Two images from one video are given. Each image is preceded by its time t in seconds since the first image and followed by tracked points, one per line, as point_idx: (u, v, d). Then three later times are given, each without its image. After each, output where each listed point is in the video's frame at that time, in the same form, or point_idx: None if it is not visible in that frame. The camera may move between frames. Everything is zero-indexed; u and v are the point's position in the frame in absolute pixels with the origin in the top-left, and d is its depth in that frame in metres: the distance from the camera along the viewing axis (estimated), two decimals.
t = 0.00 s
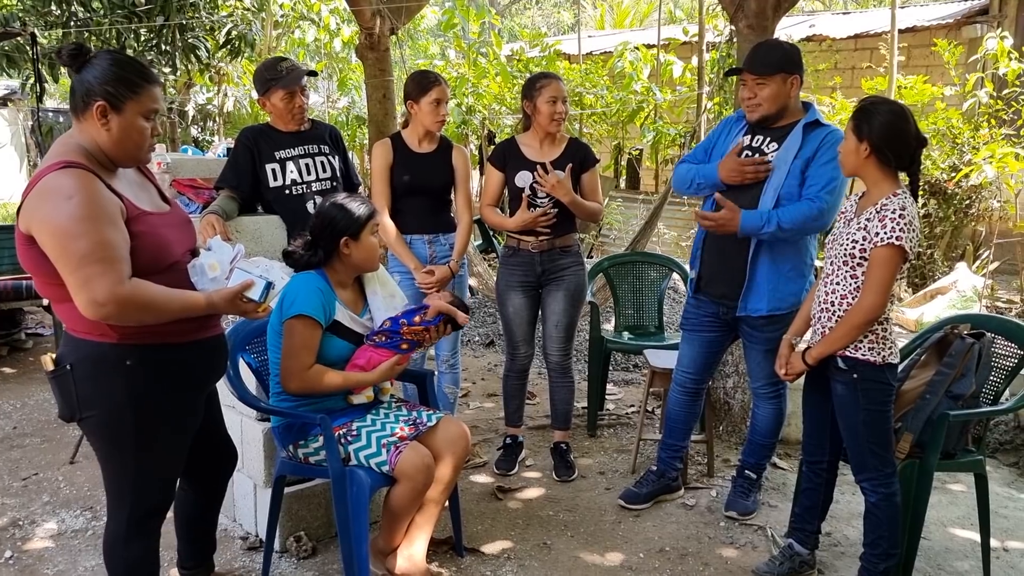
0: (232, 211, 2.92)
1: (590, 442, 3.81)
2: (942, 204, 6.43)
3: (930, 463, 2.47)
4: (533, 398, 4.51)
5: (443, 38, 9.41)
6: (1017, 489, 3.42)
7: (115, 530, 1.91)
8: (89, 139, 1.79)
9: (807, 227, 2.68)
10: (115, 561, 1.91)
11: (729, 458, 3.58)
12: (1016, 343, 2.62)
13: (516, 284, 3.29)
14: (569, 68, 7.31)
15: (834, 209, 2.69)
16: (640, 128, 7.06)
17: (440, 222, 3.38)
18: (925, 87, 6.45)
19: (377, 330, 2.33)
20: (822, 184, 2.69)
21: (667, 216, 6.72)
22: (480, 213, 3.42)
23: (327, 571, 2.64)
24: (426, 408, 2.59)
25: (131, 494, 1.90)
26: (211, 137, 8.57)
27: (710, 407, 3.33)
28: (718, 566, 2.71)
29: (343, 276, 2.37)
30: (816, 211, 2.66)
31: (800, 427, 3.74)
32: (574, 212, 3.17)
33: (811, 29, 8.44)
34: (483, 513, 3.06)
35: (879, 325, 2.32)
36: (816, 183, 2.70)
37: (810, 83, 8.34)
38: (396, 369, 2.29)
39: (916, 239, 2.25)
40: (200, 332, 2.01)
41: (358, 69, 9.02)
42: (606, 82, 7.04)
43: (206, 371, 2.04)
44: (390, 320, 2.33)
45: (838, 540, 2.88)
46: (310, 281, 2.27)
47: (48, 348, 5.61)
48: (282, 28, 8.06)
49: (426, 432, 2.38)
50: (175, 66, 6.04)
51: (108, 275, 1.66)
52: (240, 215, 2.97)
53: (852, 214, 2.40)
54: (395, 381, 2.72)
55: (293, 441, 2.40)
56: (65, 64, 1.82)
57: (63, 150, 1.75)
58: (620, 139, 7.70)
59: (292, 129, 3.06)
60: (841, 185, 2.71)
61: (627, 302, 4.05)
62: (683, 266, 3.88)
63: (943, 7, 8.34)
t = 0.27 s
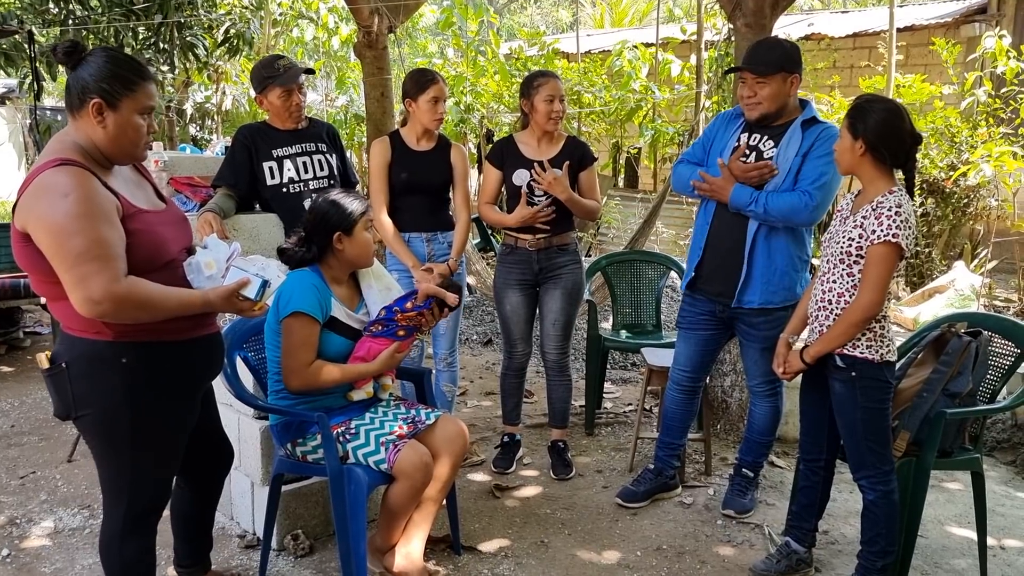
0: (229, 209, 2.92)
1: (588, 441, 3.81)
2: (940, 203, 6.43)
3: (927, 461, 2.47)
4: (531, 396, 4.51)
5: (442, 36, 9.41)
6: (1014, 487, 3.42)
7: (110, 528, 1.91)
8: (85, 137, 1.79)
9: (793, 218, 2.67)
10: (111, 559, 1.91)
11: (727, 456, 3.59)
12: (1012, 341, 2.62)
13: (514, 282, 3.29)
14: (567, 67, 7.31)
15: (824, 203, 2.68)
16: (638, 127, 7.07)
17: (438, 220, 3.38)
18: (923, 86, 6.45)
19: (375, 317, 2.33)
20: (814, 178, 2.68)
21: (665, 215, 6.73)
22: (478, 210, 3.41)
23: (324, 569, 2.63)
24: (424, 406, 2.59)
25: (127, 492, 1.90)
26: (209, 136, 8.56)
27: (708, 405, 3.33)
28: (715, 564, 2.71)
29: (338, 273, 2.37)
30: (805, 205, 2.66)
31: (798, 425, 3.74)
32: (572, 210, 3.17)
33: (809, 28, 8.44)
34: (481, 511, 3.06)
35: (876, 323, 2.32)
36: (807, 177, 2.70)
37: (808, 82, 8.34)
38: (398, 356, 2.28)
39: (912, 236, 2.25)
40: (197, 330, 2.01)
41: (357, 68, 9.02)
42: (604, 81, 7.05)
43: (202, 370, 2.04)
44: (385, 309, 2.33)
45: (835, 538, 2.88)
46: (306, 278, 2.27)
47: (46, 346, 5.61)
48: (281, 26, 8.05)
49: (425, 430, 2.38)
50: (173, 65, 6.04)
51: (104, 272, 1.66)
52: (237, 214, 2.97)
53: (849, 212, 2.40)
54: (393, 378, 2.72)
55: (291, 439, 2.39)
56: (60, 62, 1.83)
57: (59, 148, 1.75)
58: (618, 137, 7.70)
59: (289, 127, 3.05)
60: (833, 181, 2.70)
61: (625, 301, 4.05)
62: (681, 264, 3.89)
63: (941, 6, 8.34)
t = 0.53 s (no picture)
0: (228, 210, 2.91)
1: (587, 440, 3.81)
2: (940, 203, 6.44)
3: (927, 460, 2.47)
4: (530, 396, 4.51)
5: (441, 36, 9.41)
6: (1013, 487, 3.42)
7: (109, 528, 1.91)
8: (82, 137, 1.79)
9: (792, 218, 2.67)
10: (110, 560, 1.91)
11: (726, 456, 3.58)
12: (1012, 341, 2.62)
13: (513, 282, 3.29)
14: (566, 67, 7.31)
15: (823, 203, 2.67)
16: (638, 126, 7.07)
17: (438, 220, 3.38)
18: (922, 85, 6.45)
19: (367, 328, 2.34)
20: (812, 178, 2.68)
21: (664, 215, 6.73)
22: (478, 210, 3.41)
23: (324, 569, 2.63)
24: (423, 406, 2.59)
25: (125, 493, 1.89)
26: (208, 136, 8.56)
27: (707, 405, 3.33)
28: (715, 564, 2.71)
29: (335, 273, 2.37)
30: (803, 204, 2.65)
31: (797, 425, 3.74)
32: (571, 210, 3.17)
33: (808, 28, 8.44)
34: (481, 511, 3.06)
35: (876, 322, 2.32)
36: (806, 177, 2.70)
37: (807, 82, 8.34)
38: (390, 366, 2.30)
39: (911, 236, 2.24)
40: (195, 330, 2.01)
41: (356, 68, 9.02)
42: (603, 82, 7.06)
43: (200, 370, 2.04)
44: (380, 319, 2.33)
45: (835, 538, 2.88)
46: (302, 279, 2.27)
47: (45, 346, 5.61)
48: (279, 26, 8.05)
49: (423, 430, 2.38)
50: (172, 65, 6.03)
51: (102, 272, 1.65)
52: (236, 214, 2.96)
53: (847, 212, 2.40)
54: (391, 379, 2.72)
55: (289, 440, 2.39)
56: (56, 62, 1.83)
57: (57, 147, 1.75)
58: (617, 137, 7.70)
59: (289, 127, 3.05)
60: (832, 182, 2.70)
61: (624, 301, 4.05)
62: (680, 264, 3.88)
63: (940, 7, 8.35)
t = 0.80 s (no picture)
0: (227, 210, 2.91)
1: (586, 441, 3.81)
2: (939, 203, 6.44)
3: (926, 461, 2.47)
4: (529, 397, 4.50)
5: (440, 37, 9.41)
6: (1013, 487, 3.42)
7: (107, 529, 1.91)
8: (78, 137, 1.79)
9: (790, 218, 2.67)
10: (108, 560, 1.90)
11: (726, 457, 3.58)
12: (1011, 341, 2.62)
13: (512, 283, 3.29)
14: (565, 68, 7.32)
15: (819, 203, 2.67)
16: (637, 127, 7.07)
17: (437, 221, 3.38)
18: (921, 87, 6.46)
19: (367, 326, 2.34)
20: (809, 178, 2.69)
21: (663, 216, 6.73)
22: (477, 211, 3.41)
23: (322, 570, 2.63)
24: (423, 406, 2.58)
25: (123, 493, 1.89)
26: (207, 137, 8.56)
27: (706, 406, 3.33)
28: (714, 565, 2.71)
29: (334, 274, 2.36)
30: (799, 203, 2.65)
31: (796, 426, 3.74)
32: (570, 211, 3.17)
33: (807, 29, 8.45)
34: (480, 512, 3.06)
35: (874, 323, 2.32)
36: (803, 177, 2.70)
37: (806, 83, 8.35)
38: (391, 363, 2.31)
39: (910, 236, 2.24)
40: (193, 330, 2.01)
41: (355, 69, 9.02)
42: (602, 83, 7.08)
43: (198, 370, 2.04)
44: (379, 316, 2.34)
45: (834, 539, 2.88)
46: (301, 280, 2.26)
47: (43, 347, 5.60)
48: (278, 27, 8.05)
49: (423, 430, 2.38)
50: (171, 66, 6.03)
51: (100, 272, 1.65)
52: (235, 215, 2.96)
53: (846, 212, 2.40)
54: (391, 379, 2.71)
55: (288, 440, 2.39)
56: (51, 63, 1.83)
57: (54, 148, 1.75)
58: (616, 138, 7.70)
59: (288, 128, 3.05)
60: (829, 182, 2.70)
61: (623, 301, 4.05)
62: (679, 265, 3.87)
63: (939, 8, 8.36)
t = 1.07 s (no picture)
0: (226, 211, 2.92)
1: (585, 442, 3.81)
2: (937, 204, 6.45)
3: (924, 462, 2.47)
4: (528, 398, 4.51)
5: (439, 38, 9.42)
6: (1011, 488, 3.43)
7: (106, 529, 1.91)
8: (75, 138, 1.79)
9: (793, 227, 2.68)
10: (107, 561, 1.90)
11: (724, 457, 3.59)
12: (1009, 343, 2.62)
13: (510, 284, 3.29)
14: (564, 69, 7.33)
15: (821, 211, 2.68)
16: (635, 128, 7.07)
17: (436, 222, 3.38)
18: (920, 87, 6.47)
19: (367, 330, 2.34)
20: (810, 184, 2.69)
21: (662, 216, 6.74)
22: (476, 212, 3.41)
23: (321, 571, 2.63)
24: (421, 408, 2.58)
25: (121, 494, 1.89)
26: (205, 138, 8.57)
27: (705, 407, 3.33)
28: (713, 566, 2.71)
29: (332, 275, 2.36)
30: (801, 211, 2.66)
31: (795, 427, 3.74)
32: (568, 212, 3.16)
33: (806, 30, 8.45)
34: (478, 513, 3.06)
35: (873, 323, 2.33)
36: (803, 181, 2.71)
37: (805, 84, 8.36)
38: (388, 367, 2.30)
39: (909, 237, 2.25)
40: (191, 330, 2.01)
41: (354, 70, 9.03)
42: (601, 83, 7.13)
43: (196, 370, 2.04)
44: (379, 320, 2.33)
45: (833, 540, 2.88)
46: (299, 281, 2.27)
47: (42, 348, 5.60)
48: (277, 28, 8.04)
49: (422, 431, 2.38)
50: (169, 67, 6.03)
51: (97, 272, 1.65)
52: (234, 215, 2.96)
53: (845, 213, 2.40)
54: (389, 381, 2.71)
55: (286, 442, 2.38)
56: (46, 64, 1.84)
57: (51, 149, 1.75)
58: (615, 139, 7.70)
59: (286, 129, 3.05)
60: (831, 185, 2.70)
61: (622, 302, 4.06)
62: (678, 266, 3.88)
63: (937, 9, 8.36)
